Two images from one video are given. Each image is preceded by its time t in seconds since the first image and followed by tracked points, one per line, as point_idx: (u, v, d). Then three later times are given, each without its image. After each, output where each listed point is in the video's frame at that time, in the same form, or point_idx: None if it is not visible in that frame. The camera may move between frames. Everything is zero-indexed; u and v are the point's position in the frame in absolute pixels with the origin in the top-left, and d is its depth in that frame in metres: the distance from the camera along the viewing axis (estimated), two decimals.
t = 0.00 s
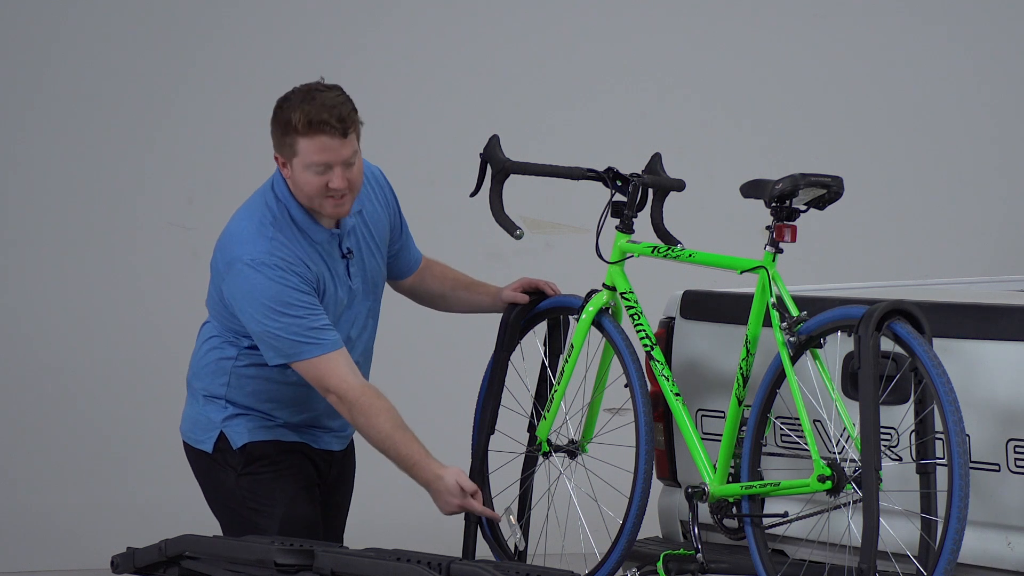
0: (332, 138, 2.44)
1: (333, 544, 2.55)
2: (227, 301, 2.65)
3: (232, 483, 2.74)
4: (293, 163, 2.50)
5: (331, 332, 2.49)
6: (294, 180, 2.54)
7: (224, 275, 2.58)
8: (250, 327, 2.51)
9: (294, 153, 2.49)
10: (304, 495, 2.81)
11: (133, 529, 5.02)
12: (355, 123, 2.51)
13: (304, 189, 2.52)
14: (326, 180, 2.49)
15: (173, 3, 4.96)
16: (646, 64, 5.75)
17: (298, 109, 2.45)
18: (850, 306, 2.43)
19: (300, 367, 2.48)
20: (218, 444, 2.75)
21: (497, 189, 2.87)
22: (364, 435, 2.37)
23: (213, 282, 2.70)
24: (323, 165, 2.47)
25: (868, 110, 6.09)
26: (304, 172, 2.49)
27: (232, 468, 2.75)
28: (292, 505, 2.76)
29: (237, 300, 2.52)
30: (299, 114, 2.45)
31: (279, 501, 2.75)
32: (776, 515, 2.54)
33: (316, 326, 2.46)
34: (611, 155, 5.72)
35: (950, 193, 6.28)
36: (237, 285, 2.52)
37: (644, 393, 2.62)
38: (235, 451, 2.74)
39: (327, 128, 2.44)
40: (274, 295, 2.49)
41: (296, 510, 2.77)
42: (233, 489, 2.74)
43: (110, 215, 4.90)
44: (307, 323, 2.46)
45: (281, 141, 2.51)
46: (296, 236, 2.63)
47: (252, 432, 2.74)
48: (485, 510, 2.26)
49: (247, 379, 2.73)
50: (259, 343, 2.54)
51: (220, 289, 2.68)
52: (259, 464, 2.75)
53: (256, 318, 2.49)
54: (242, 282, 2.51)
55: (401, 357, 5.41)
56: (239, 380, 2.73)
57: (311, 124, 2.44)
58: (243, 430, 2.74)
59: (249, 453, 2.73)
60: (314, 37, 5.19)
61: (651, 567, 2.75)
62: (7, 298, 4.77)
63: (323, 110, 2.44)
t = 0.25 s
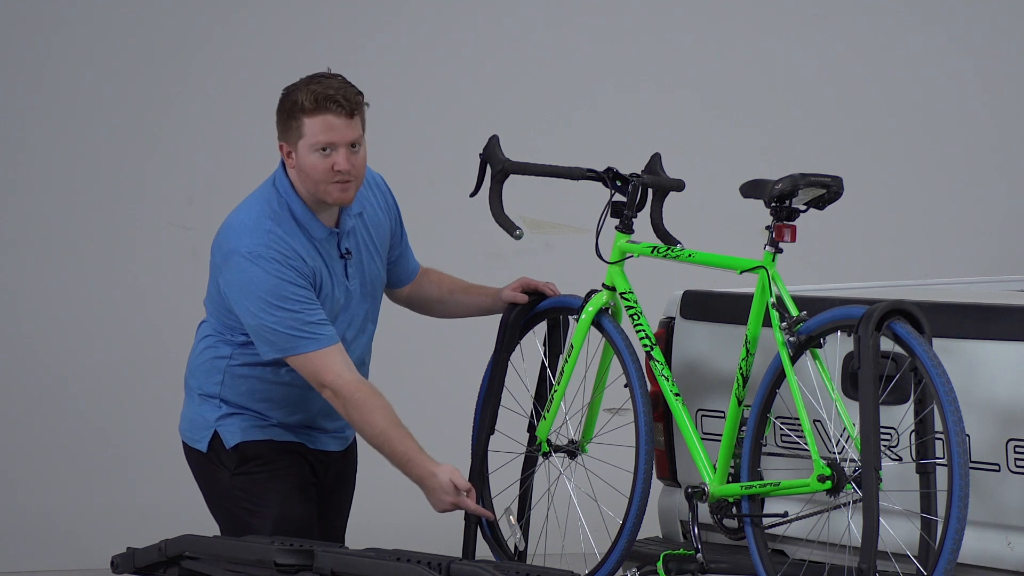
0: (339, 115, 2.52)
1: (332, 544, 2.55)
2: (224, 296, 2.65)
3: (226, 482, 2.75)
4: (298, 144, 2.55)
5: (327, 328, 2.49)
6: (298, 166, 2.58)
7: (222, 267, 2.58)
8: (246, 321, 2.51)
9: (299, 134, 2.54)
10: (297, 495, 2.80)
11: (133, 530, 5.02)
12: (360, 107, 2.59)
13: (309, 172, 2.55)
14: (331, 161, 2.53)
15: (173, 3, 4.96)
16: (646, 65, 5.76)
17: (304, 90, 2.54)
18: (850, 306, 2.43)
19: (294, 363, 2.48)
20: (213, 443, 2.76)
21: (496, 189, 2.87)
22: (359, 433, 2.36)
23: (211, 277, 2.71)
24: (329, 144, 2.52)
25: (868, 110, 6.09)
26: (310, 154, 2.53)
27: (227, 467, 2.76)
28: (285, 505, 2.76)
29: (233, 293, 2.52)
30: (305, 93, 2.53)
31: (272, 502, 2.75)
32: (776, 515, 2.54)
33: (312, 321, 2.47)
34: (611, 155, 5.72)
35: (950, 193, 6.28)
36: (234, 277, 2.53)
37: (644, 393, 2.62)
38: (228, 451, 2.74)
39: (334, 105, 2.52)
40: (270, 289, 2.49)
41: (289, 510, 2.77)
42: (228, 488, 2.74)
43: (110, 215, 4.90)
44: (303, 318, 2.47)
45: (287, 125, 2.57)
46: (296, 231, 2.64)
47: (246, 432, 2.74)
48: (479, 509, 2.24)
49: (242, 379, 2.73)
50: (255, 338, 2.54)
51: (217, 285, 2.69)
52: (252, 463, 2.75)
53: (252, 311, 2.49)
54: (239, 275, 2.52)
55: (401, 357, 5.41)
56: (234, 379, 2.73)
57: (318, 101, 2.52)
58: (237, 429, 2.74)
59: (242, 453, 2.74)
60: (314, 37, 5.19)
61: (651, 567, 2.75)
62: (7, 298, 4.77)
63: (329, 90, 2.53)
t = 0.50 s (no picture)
0: (349, 120, 2.51)
1: (332, 544, 2.55)
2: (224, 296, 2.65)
3: (225, 481, 2.75)
4: (305, 147, 2.54)
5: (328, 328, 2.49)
6: (302, 169, 2.56)
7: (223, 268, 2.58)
8: (246, 321, 2.51)
9: (306, 137, 2.53)
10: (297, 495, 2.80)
11: (133, 530, 5.02)
12: (368, 113, 2.58)
13: (313, 175, 2.53)
14: (337, 165, 2.52)
15: (173, 3, 4.96)
16: (646, 65, 5.76)
17: (315, 93, 2.53)
18: (850, 306, 2.43)
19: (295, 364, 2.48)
20: (213, 442, 2.76)
21: (497, 190, 2.87)
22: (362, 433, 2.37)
23: (211, 277, 2.71)
24: (337, 149, 2.51)
25: (868, 110, 6.09)
26: (316, 157, 2.52)
27: (226, 466, 2.76)
28: (285, 505, 2.75)
29: (233, 294, 2.52)
30: (316, 97, 2.52)
31: (271, 501, 2.74)
32: (776, 515, 2.54)
33: (312, 321, 2.47)
34: (611, 155, 5.72)
35: (950, 193, 6.28)
36: (234, 278, 2.52)
37: (644, 393, 2.62)
38: (227, 449, 2.74)
39: (345, 110, 2.51)
40: (271, 289, 2.49)
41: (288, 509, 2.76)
42: (228, 487, 2.75)
43: (110, 215, 4.90)
44: (303, 318, 2.46)
45: (294, 127, 2.55)
46: (296, 231, 2.64)
47: (245, 430, 2.74)
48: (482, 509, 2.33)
49: (242, 377, 2.73)
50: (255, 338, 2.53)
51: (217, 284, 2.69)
52: (252, 462, 2.75)
53: (252, 312, 2.49)
54: (240, 276, 2.51)
55: (401, 357, 5.41)
56: (234, 377, 2.73)
57: (329, 106, 2.51)
58: (237, 428, 2.74)
59: (242, 451, 2.74)
60: (314, 37, 5.19)
61: (651, 567, 2.75)
62: (7, 298, 4.77)
63: (340, 95, 2.52)
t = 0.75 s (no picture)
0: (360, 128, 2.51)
1: (332, 544, 2.55)
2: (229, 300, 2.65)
3: (229, 480, 2.75)
4: (318, 161, 2.52)
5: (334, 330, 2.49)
6: (314, 179, 2.56)
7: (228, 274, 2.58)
8: (253, 327, 2.51)
9: (317, 150, 2.51)
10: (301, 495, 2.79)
11: (132, 530, 5.02)
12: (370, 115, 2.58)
13: (329, 186, 2.54)
14: (353, 173, 2.54)
15: (173, 3, 4.96)
16: (646, 65, 5.76)
17: (323, 105, 2.49)
18: (850, 306, 2.43)
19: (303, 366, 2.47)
20: (217, 441, 2.76)
21: (497, 190, 2.87)
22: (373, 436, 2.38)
23: (214, 282, 2.70)
24: (351, 158, 2.52)
25: (869, 110, 6.09)
26: (331, 168, 2.52)
27: (230, 464, 2.76)
28: (289, 504, 2.75)
29: (240, 300, 2.52)
30: (323, 109, 2.49)
31: (276, 501, 2.74)
32: (776, 515, 2.54)
33: (319, 325, 2.47)
34: (611, 155, 5.72)
35: (950, 192, 6.28)
36: (241, 285, 2.52)
37: (644, 393, 2.62)
38: (232, 449, 2.75)
39: (354, 119, 2.50)
40: (277, 294, 2.49)
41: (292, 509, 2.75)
42: (232, 486, 2.75)
43: (110, 215, 4.90)
44: (310, 323, 2.47)
45: (302, 141, 2.53)
46: (299, 233, 2.64)
47: (251, 430, 2.75)
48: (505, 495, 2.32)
49: (248, 378, 2.73)
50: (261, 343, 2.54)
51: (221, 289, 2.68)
52: (257, 461, 2.75)
53: (259, 319, 2.49)
54: (246, 282, 2.51)
55: (401, 357, 5.41)
56: (240, 378, 2.74)
57: (340, 117, 2.49)
58: (242, 428, 2.74)
59: (246, 451, 2.74)
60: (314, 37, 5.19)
61: (651, 567, 2.75)
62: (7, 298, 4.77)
63: (346, 103, 2.51)
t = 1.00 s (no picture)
0: (341, 102, 2.56)
1: (332, 544, 2.55)
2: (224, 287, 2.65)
3: (233, 478, 2.75)
4: (302, 139, 2.55)
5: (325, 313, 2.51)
6: (300, 158, 2.59)
7: (222, 258, 2.58)
8: (248, 309, 2.51)
9: (301, 128, 2.55)
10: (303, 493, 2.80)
11: (132, 530, 5.02)
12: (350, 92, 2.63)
13: (316, 162, 2.57)
14: (338, 147, 2.56)
15: (173, 3, 4.96)
16: (646, 65, 5.76)
17: (303, 82, 2.54)
18: (850, 306, 2.43)
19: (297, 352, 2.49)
20: (223, 439, 2.75)
21: (497, 189, 2.87)
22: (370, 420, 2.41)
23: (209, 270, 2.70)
24: (335, 133, 2.55)
25: (869, 110, 6.09)
26: (316, 144, 2.55)
27: (234, 462, 2.76)
28: (292, 502, 2.75)
29: (234, 282, 2.52)
30: (304, 85, 2.54)
31: (280, 499, 2.75)
32: (776, 515, 2.54)
33: (313, 308, 2.48)
34: (611, 155, 5.72)
35: (950, 192, 6.28)
36: (235, 265, 2.52)
37: (645, 393, 2.62)
38: (237, 446, 2.75)
39: (334, 93, 2.55)
40: (271, 274, 2.49)
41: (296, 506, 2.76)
42: (236, 484, 2.75)
43: (110, 215, 4.90)
44: (305, 304, 2.47)
45: (285, 120, 2.56)
46: (293, 214, 2.64)
47: (257, 426, 2.75)
48: (490, 453, 2.42)
49: (255, 373, 2.73)
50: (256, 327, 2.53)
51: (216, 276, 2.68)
52: (262, 459, 2.75)
53: (255, 298, 2.48)
54: (240, 263, 2.51)
55: (401, 357, 5.41)
56: (245, 372, 2.73)
57: (320, 91, 2.53)
58: (248, 425, 2.74)
59: (252, 448, 2.74)
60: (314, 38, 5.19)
61: (651, 567, 2.75)
62: (7, 298, 4.77)
63: (327, 79, 2.56)
